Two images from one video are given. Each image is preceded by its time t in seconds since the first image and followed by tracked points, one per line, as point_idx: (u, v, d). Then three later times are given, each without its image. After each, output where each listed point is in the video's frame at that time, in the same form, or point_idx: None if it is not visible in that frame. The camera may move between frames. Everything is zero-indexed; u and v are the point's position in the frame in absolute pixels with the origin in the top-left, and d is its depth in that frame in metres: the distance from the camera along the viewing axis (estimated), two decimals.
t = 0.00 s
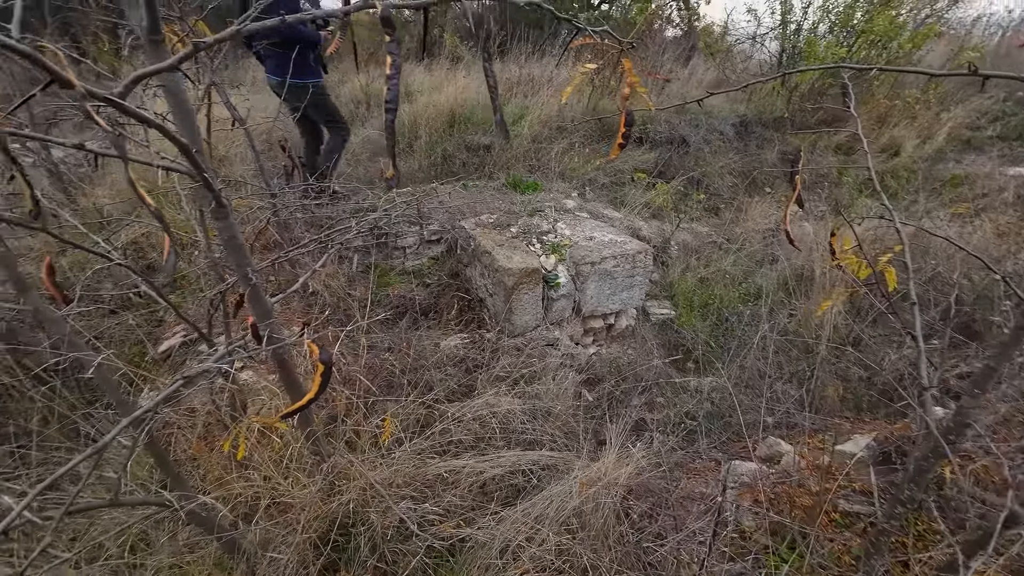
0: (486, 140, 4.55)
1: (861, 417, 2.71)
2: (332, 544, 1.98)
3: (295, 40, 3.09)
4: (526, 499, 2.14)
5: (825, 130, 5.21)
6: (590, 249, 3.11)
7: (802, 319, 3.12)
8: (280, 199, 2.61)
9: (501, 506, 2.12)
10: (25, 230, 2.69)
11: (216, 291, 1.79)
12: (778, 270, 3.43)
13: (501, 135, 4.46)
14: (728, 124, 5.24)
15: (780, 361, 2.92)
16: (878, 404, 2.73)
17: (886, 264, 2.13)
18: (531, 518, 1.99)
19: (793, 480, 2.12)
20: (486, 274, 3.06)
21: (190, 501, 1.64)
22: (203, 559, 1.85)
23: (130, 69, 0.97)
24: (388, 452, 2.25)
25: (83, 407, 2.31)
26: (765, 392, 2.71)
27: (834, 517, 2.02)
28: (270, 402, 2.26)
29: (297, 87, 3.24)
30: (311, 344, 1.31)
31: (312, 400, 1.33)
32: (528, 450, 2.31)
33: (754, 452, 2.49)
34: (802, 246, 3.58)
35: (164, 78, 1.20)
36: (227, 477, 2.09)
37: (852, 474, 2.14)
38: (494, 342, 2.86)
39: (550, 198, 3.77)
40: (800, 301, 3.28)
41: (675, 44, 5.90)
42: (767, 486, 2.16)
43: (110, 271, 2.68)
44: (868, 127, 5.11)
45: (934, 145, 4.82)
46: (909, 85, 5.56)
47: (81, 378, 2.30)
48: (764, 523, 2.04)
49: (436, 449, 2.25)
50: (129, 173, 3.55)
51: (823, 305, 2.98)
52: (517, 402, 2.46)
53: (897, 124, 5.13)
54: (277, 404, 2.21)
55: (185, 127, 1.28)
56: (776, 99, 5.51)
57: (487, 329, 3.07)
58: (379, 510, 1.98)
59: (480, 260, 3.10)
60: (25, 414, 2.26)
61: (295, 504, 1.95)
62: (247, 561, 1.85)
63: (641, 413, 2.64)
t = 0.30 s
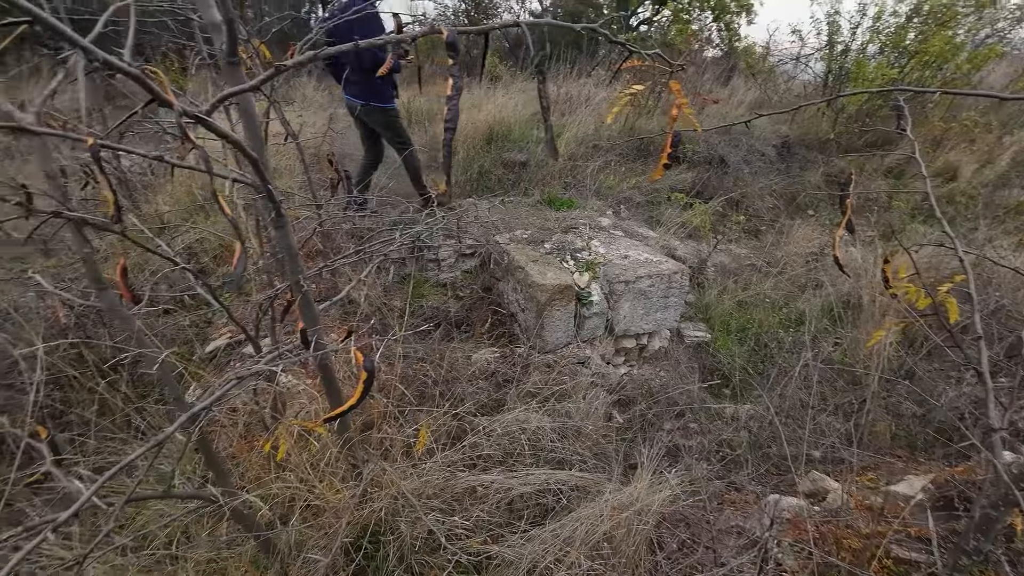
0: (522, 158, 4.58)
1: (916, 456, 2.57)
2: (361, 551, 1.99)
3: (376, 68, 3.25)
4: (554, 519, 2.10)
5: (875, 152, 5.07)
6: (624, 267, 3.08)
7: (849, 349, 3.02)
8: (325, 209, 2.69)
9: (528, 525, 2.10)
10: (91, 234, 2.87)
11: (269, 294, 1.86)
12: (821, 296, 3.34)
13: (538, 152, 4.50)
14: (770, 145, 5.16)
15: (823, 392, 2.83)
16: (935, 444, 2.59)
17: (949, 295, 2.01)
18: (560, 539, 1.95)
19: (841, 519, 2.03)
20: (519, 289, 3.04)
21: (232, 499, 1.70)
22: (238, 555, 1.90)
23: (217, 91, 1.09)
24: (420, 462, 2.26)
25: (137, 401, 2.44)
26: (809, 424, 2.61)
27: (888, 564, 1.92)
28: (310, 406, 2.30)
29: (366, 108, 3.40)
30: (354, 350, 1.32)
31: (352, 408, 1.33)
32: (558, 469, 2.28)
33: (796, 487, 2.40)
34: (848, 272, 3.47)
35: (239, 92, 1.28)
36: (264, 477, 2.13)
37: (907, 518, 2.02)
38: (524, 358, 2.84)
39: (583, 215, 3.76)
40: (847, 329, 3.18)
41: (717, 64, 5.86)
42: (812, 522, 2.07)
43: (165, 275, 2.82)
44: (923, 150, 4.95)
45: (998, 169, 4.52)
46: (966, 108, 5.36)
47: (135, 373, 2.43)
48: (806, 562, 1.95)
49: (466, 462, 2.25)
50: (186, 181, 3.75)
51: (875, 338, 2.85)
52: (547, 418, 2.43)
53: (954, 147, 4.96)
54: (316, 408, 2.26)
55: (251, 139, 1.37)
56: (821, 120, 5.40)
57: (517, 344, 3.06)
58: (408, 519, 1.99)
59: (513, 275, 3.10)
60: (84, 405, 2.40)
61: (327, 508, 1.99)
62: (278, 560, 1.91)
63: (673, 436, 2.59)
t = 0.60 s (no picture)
0: (558, 172, 4.58)
1: (980, 501, 2.47)
2: (390, 556, 1.99)
3: (458, 83, 3.45)
4: (584, 540, 2.07)
5: (933, 173, 4.89)
6: (661, 285, 3.03)
7: (903, 381, 2.89)
8: (368, 218, 2.75)
9: (558, 544, 2.06)
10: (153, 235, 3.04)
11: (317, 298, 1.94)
12: (872, 323, 3.22)
13: (576, 168, 4.51)
14: (817, 164, 5.04)
15: (875, 425, 2.72)
16: (1004, 490, 2.48)
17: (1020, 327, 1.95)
18: (592, 562, 1.92)
19: (893, 561, 1.99)
20: (552, 303, 3.02)
21: (277, 494, 1.77)
22: (274, 551, 1.95)
23: (293, 107, 1.20)
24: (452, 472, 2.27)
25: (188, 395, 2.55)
26: (859, 459, 2.53)
27: None
28: (350, 408, 2.30)
29: (442, 118, 3.59)
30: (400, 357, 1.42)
31: (395, 412, 1.43)
32: (588, 488, 2.25)
33: (845, 526, 2.31)
34: (904, 297, 3.34)
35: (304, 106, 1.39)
36: (300, 478, 2.14)
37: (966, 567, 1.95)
38: (556, 372, 2.81)
39: (619, 231, 3.73)
40: (901, 359, 3.05)
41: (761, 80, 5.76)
42: (861, 562, 2.02)
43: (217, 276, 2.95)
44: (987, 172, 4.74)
45: None
46: None
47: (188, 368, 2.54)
48: None
49: (496, 475, 2.24)
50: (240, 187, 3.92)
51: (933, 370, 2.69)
52: (578, 436, 2.40)
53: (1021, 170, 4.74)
54: (355, 412, 2.28)
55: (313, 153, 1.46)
56: (873, 139, 5.25)
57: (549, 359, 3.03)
58: (438, 529, 2.00)
59: (547, 289, 3.08)
60: (139, 396, 2.52)
61: (360, 511, 2.00)
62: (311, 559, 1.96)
63: (708, 462, 2.55)
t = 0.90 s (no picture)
0: (603, 188, 4.54)
1: None
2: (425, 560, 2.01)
3: (524, 98, 3.77)
4: (621, 565, 2.01)
5: (1013, 200, 4.59)
6: (707, 306, 2.95)
7: (978, 424, 2.70)
8: (416, 228, 2.81)
9: (593, 566, 2.02)
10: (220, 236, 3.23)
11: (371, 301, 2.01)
12: (941, 359, 3.03)
13: (621, 184, 4.46)
14: (881, 187, 4.82)
15: (943, 469, 2.55)
16: None
17: None
18: None
19: None
20: (593, 319, 2.98)
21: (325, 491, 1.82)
22: (316, 546, 2.00)
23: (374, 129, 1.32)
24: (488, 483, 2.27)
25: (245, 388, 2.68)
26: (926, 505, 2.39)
27: None
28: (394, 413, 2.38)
29: (508, 131, 3.88)
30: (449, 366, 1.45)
31: (441, 418, 1.46)
32: (624, 511, 2.19)
33: None
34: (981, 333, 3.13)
35: (373, 118, 1.50)
36: (343, 476, 2.21)
37: None
38: (595, 390, 2.75)
39: (664, 249, 3.66)
40: (974, 399, 2.86)
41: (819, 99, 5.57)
42: None
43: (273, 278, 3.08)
44: None
45: None
46: None
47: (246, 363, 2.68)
48: None
49: (531, 489, 2.21)
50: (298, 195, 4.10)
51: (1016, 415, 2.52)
52: (615, 456, 2.34)
53: None
54: (399, 416, 2.35)
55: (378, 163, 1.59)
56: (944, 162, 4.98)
57: (588, 376, 2.97)
58: (473, 539, 1.99)
59: (588, 305, 3.04)
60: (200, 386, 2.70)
61: (398, 513, 2.03)
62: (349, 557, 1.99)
63: (753, 494, 2.45)
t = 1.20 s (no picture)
0: (643, 201, 4.47)
1: None
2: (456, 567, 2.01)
3: (581, 112, 3.74)
4: None
5: None
6: (749, 326, 2.85)
7: None
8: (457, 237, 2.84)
9: None
10: (271, 239, 3.36)
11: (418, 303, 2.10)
12: (1011, 395, 2.84)
13: (662, 197, 4.39)
14: (945, 207, 4.57)
15: (1010, 514, 2.37)
16: None
17: None
18: None
19: None
20: (629, 334, 2.92)
21: (363, 491, 1.87)
22: (353, 542, 2.05)
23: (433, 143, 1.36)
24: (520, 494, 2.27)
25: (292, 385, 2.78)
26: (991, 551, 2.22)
27: None
28: (431, 419, 2.42)
29: (560, 142, 3.83)
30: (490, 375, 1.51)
31: (480, 426, 1.54)
32: (659, 534, 2.12)
33: None
34: None
35: (429, 134, 1.56)
36: (380, 477, 2.26)
37: None
38: (629, 407, 2.68)
39: (706, 265, 3.58)
40: None
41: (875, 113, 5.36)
42: None
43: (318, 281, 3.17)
44: None
45: None
46: None
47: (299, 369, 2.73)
48: None
49: (563, 502, 2.18)
50: (344, 201, 4.23)
51: None
52: (650, 476, 2.28)
53: None
54: (437, 421, 2.40)
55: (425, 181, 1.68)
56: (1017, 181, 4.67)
57: (622, 392, 2.90)
58: (504, 549, 1.98)
59: (624, 319, 2.99)
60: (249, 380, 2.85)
61: (432, 518, 2.07)
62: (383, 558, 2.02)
63: (795, 525, 2.36)
